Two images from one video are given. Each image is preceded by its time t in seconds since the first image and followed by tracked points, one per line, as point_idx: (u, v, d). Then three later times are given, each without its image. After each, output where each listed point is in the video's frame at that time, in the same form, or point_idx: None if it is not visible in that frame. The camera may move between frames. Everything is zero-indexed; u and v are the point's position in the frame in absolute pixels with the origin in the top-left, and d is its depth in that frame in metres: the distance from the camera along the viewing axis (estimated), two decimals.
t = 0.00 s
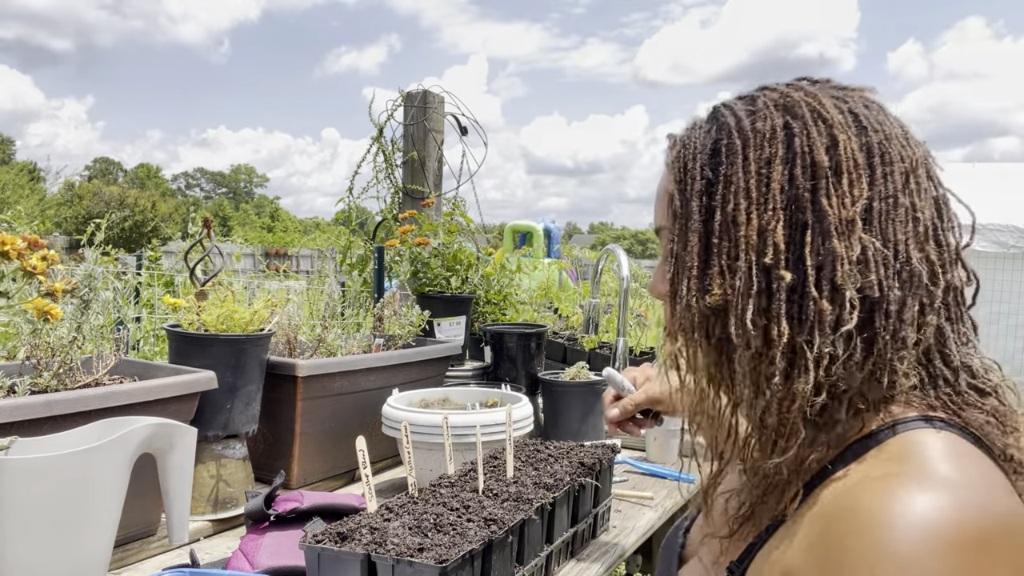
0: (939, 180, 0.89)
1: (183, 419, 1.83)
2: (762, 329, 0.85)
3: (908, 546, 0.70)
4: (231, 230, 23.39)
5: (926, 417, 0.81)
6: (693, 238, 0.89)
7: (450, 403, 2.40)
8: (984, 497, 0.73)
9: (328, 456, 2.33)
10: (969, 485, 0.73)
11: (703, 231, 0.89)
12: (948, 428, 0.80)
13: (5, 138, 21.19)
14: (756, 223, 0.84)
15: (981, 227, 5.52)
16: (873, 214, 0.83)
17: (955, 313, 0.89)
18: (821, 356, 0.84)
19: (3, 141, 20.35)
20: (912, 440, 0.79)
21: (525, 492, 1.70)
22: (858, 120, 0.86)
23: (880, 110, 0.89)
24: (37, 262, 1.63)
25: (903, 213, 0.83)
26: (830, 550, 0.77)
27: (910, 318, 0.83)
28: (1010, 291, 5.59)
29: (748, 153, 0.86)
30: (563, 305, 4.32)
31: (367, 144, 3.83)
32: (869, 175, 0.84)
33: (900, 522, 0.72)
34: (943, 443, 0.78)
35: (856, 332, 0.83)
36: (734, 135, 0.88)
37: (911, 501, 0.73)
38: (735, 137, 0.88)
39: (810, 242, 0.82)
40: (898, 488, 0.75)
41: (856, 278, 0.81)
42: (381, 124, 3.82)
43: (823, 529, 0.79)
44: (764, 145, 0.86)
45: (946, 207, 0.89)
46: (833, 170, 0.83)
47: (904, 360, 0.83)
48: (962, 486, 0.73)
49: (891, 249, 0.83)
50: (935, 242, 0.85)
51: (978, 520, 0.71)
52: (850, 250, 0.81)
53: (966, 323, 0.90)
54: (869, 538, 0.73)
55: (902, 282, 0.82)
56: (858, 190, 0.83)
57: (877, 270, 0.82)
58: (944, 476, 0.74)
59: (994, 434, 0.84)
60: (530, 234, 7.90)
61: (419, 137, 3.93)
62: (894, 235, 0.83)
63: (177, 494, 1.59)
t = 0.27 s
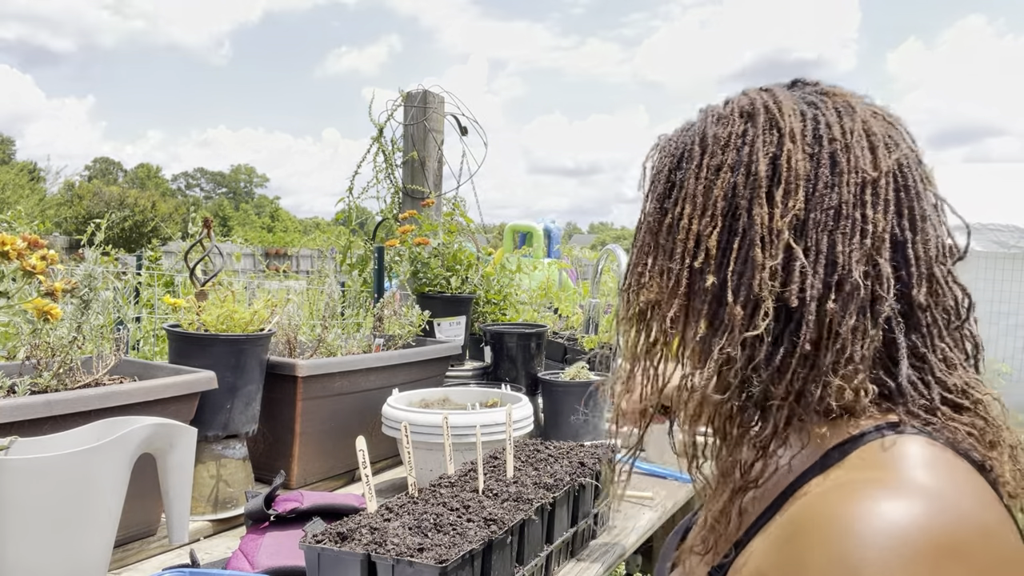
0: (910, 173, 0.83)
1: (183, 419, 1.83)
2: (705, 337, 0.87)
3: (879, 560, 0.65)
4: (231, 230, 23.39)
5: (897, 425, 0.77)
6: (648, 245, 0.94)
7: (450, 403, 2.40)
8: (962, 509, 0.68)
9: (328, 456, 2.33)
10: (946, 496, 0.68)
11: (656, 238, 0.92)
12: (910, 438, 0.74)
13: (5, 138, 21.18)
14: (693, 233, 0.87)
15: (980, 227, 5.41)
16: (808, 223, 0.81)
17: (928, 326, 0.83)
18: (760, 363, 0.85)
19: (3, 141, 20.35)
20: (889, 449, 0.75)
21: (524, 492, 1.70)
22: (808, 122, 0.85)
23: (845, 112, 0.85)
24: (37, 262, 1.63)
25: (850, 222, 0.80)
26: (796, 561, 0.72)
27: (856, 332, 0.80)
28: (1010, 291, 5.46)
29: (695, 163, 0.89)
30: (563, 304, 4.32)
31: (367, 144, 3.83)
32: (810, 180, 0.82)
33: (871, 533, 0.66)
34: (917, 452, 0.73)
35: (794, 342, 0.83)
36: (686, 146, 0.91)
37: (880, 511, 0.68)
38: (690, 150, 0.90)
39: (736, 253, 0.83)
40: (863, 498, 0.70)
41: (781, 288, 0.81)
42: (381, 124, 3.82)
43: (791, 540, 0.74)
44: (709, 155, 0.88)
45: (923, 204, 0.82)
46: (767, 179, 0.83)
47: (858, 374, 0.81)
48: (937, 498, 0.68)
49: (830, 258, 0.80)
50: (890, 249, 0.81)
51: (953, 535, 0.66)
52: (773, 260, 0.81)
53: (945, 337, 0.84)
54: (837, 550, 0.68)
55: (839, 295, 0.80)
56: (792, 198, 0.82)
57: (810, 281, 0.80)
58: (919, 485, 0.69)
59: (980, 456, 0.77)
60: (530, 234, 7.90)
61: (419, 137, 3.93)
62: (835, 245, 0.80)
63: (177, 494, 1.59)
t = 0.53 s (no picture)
0: (890, 179, 0.87)
1: (183, 419, 1.83)
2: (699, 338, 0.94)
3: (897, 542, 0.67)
4: (231, 230, 23.38)
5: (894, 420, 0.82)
6: (653, 252, 1.02)
7: (450, 403, 2.40)
8: (962, 492, 0.71)
9: (328, 456, 2.33)
10: (948, 478, 0.71)
11: (658, 246, 1.00)
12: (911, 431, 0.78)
13: (5, 138, 21.18)
14: (685, 241, 0.94)
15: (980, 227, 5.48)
16: (784, 231, 0.87)
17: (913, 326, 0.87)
18: (748, 362, 0.91)
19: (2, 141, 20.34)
20: (886, 438, 0.79)
21: (525, 492, 1.70)
22: (789, 135, 0.91)
23: (825, 124, 0.91)
24: (37, 262, 1.63)
25: (823, 229, 0.85)
26: (808, 547, 0.74)
27: (837, 334, 0.86)
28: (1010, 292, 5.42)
29: (686, 174, 0.97)
30: (563, 305, 4.30)
31: (367, 144, 3.83)
32: (788, 189, 0.88)
33: (885, 516, 0.69)
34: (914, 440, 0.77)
35: (778, 344, 0.89)
36: (681, 159, 0.98)
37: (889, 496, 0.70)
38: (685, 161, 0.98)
39: (718, 259, 0.91)
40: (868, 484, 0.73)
41: (759, 293, 0.88)
42: (381, 124, 3.82)
43: (799, 526, 0.77)
44: (697, 166, 0.95)
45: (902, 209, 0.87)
46: (745, 190, 0.89)
47: (847, 377, 0.85)
48: (939, 483, 0.71)
49: (806, 264, 0.86)
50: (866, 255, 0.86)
51: (959, 516, 0.68)
52: (751, 267, 0.88)
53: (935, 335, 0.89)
54: (852, 536, 0.70)
55: (816, 300, 0.85)
56: (768, 206, 0.88)
57: (788, 286, 0.86)
58: (920, 470, 0.72)
59: (976, 441, 0.81)
60: (530, 234, 7.90)
61: (419, 137, 3.93)
62: (811, 252, 0.85)
63: (177, 495, 1.59)
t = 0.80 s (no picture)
0: (835, 185, 0.91)
1: (183, 419, 1.83)
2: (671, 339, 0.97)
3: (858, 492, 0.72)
4: (231, 230, 23.37)
5: (845, 389, 0.84)
6: (630, 258, 1.03)
7: (450, 403, 2.40)
8: (906, 441, 0.76)
9: (328, 456, 2.33)
10: (903, 434, 0.76)
11: (634, 252, 1.02)
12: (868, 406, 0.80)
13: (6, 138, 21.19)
14: (657, 249, 0.97)
15: (981, 227, 5.32)
16: (742, 233, 0.90)
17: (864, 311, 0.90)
18: (714, 354, 0.94)
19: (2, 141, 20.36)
20: (838, 402, 0.83)
21: (525, 492, 1.70)
22: (745, 149, 0.94)
23: (773, 138, 0.94)
24: (37, 262, 1.63)
25: (775, 230, 0.89)
26: (779, 508, 0.78)
27: (790, 325, 0.89)
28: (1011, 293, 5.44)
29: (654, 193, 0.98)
30: (563, 304, 4.28)
31: (367, 144, 3.83)
32: (743, 196, 0.91)
33: (845, 470, 0.73)
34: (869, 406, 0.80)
35: (742, 335, 0.92)
36: (649, 176, 1.00)
37: (847, 452, 0.74)
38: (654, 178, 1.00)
39: (685, 261, 0.93)
40: (825, 443, 0.76)
41: (723, 288, 0.91)
42: (381, 124, 3.81)
43: (766, 490, 0.81)
44: (666, 180, 0.98)
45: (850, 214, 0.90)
46: (707, 200, 0.92)
47: (802, 358, 0.88)
48: (889, 436, 0.75)
49: (761, 262, 0.89)
50: (814, 251, 0.89)
51: (908, 462, 0.73)
52: (715, 265, 0.90)
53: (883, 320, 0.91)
54: (817, 493, 0.74)
55: (772, 293, 0.88)
56: (728, 212, 0.91)
57: (744, 281, 0.89)
58: (872, 427, 0.77)
59: (925, 407, 0.83)
60: (530, 234, 7.89)
61: (419, 137, 3.93)
62: (765, 251, 0.89)
63: (177, 495, 1.59)
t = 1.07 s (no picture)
0: (765, 192, 0.90)
1: (182, 419, 1.83)
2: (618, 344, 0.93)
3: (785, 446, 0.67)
4: (231, 230, 23.36)
5: (772, 366, 0.80)
6: (583, 274, 1.00)
7: (450, 403, 2.40)
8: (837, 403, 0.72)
9: (328, 456, 2.33)
10: (831, 402, 0.72)
11: (585, 269, 0.99)
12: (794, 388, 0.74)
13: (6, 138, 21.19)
14: (605, 260, 0.94)
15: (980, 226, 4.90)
16: (678, 235, 0.88)
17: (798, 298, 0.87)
18: (655, 346, 0.90)
19: (3, 141, 20.37)
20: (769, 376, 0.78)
21: (524, 492, 1.70)
22: (677, 165, 0.93)
23: (701, 154, 0.94)
24: (37, 262, 1.63)
25: (706, 228, 0.87)
26: (714, 478, 0.72)
27: (723, 313, 0.85)
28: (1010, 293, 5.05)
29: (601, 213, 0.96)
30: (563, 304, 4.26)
31: (367, 144, 3.82)
32: (678, 202, 0.90)
33: (773, 429, 0.69)
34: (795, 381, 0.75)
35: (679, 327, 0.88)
36: (600, 201, 0.97)
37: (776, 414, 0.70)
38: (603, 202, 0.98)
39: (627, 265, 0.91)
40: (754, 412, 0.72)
41: (664, 284, 0.88)
42: (381, 124, 3.81)
43: (700, 456, 0.76)
44: (612, 201, 0.95)
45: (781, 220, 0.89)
46: (646, 210, 0.90)
47: (733, 338, 0.85)
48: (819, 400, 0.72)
49: (694, 257, 0.87)
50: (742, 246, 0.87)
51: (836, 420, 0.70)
52: (656, 265, 0.88)
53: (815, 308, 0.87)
54: (745, 449, 0.69)
55: (707, 285, 0.85)
56: (664, 217, 0.90)
57: (680, 274, 0.87)
58: (804, 392, 0.73)
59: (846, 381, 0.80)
60: (530, 234, 7.89)
61: (419, 137, 3.93)
62: (698, 247, 0.87)
63: (177, 495, 1.59)
